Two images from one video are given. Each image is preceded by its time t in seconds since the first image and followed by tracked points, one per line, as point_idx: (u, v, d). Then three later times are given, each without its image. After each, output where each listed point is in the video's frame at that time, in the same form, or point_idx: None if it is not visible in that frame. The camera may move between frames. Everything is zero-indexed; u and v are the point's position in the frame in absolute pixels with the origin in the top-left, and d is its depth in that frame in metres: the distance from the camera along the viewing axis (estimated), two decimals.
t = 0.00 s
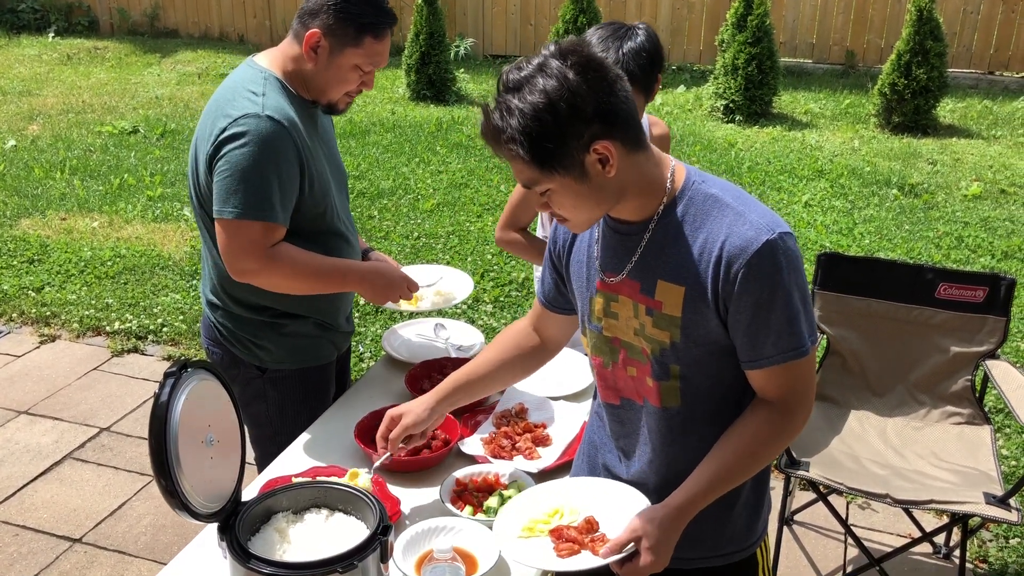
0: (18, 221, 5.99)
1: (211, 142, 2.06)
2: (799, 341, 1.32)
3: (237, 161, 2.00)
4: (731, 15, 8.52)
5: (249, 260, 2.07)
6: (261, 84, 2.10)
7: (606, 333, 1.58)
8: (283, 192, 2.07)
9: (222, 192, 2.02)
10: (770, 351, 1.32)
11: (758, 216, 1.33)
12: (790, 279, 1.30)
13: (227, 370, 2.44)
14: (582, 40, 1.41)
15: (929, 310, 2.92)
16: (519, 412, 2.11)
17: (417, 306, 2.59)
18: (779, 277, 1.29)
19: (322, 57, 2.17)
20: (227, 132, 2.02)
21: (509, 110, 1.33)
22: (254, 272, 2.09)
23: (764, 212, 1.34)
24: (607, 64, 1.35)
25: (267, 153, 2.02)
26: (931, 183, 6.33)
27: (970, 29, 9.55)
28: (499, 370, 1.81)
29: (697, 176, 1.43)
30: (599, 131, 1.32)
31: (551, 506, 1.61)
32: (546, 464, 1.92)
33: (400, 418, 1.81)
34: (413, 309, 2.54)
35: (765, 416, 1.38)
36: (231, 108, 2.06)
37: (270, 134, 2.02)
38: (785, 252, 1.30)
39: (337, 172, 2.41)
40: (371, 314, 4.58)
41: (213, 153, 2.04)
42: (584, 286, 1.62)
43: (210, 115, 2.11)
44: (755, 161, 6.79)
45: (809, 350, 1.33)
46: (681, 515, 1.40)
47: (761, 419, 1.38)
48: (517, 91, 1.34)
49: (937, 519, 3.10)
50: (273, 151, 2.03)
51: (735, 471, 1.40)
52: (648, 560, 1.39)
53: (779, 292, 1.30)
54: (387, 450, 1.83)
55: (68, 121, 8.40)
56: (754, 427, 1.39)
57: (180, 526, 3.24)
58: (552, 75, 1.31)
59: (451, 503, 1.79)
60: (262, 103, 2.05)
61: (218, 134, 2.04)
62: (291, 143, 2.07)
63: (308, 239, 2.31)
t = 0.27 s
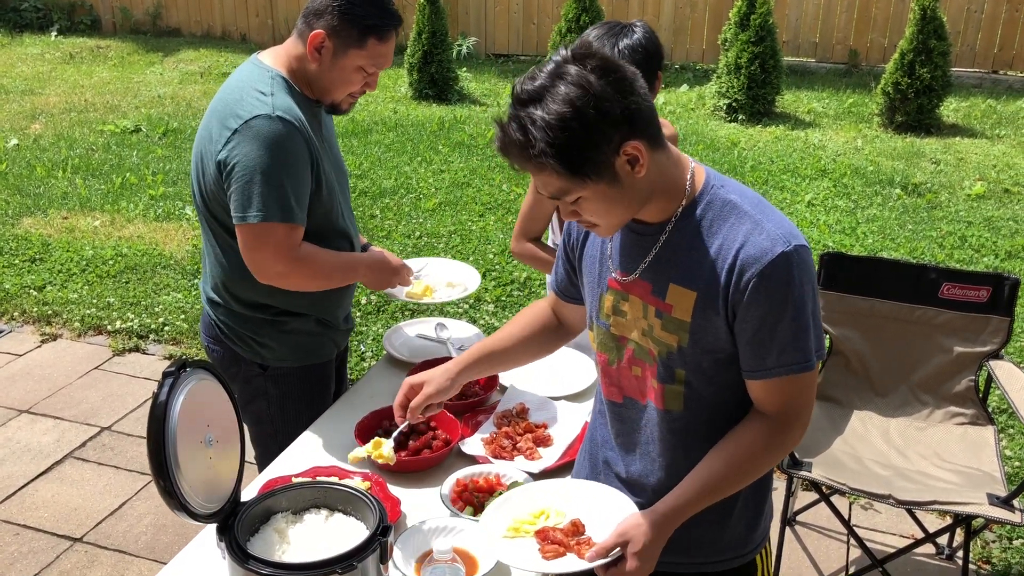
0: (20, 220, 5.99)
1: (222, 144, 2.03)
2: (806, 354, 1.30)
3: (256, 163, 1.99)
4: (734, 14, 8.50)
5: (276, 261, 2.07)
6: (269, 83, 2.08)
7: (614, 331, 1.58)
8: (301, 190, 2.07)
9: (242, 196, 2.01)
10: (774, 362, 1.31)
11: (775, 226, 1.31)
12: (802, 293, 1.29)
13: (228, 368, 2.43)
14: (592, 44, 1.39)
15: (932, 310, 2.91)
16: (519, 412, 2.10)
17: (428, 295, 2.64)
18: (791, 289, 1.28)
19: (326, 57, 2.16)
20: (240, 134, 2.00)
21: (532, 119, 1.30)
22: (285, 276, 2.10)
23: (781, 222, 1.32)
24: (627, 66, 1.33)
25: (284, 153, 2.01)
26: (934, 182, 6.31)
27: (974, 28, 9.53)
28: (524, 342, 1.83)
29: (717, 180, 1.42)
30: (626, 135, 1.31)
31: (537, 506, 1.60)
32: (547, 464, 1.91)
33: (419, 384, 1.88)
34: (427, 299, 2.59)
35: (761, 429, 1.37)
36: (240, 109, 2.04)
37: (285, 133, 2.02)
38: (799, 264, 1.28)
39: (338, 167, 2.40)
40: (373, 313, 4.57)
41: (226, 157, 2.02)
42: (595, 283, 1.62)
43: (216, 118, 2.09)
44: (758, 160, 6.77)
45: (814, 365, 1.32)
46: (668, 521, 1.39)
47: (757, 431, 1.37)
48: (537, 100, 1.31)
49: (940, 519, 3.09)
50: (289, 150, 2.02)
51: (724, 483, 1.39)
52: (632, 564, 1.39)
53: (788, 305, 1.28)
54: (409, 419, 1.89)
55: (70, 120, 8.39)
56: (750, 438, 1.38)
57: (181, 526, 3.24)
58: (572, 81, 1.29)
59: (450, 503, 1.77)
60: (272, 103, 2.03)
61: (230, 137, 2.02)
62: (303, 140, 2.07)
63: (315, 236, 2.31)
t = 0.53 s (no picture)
0: (24, 219, 6.00)
1: (237, 149, 2.02)
2: (812, 368, 1.30)
3: (278, 167, 2.00)
4: (737, 12, 8.48)
5: (313, 260, 2.11)
6: (275, 84, 2.06)
7: (621, 327, 1.59)
8: (321, 189, 2.09)
9: (267, 201, 2.02)
10: (779, 373, 1.31)
11: (792, 238, 1.30)
12: (814, 306, 1.28)
13: (232, 363, 2.43)
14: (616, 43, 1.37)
15: (935, 308, 2.89)
16: (521, 410, 2.10)
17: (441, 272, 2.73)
18: (803, 301, 1.27)
19: (323, 56, 2.15)
20: (256, 139, 2.00)
21: (562, 124, 1.28)
22: (328, 270, 2.16)
23: (799, 233, 1.31)
24: (652, 67, 1.32)
25: (302, 155, 2.02)
26: (939, 180, 6.29)
27: (979, 26, 9.49)
28: (576, 315, 1.92)
29: (737, 184, 1.41)
30: (656, 139, 1.30)
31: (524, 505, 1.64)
32: (549, 463, 1.90)
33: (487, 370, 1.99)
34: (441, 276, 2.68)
35: (760, 437, 1.37)
36: (250, 112, 2.02)
37: (301, 135, 2.02)
38: (814, 277, 1.28)
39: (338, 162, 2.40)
40: (376, 312, 4.57)
41: (243, 163, 2.02)
42: (608, 279, 1.64)
43: (225, 122, 2.07)
44: (762, 159, 6.75)
45: (819, 378, 1.32)
46: (662, 523, 1.39)
47: (755, 439, 1.37)
48: (565, 105, 1.29)
49: (945, 518, 3.08)
50: (307, 151, 2.03)
51: (717, 489, 1.39)
52: (625, 565, 1.38)
53: (799, 317, 1.28)
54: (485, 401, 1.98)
55: (74, 119, 8.40)
56: (746, 446, 1.38)
57: (184, 525, 3.24)
58: (601, 86, 1.27)
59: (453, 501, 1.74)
60: (284, 104, 2.02)
61: (245, 144, 2.01)
62: (316, 139, 2.07)
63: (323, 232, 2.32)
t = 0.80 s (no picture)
0: (30, 222, 6.03)
1: (246, 152, 2.02)
2: (825, 379, 1.30)
3: (289, 167, 2.01)
4: (741, 12, 8.47)
5: (325, 257, 2.13)
6: (279, 85, 2.07)
7: (637, 324, 1.61)
8: (330, 187, 2.11)
9: (279, 200, 2.04)
10: (793, 382, 1.31)
11: (814, 246, 1.29)
12: (831, 317, 1.27)
13: (238, 361, 2.42)
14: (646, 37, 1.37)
15: (938, 308, 2.89)
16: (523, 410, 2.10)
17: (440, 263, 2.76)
18: (821, 311, 1.27)
19: (322, 57, 2.16)
20: (264, 140, 2.00)
21: (593, 115, 1.28)
22: (343, 265, 2.18)
23: (821, 241, 1.31)
24: (682, 62, 1.32)
25: (312, 154, 2.03)
26: (943, 180, 6.27)
27: (983, 25, 9.47)
28: (602, 324, 1.90)
29: (763, 188, 1.40)
30: (686, 135, 1.29)
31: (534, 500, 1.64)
32: (552, 463, 1.91)
33: (532, 397, 1.80)
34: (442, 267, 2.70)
35: (769, 445, 1.37)
36: (257, 114, 2.02)
37: (310, 134, 2.03)
38: (833, 287, 1.27)
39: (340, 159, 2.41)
40: (380, 312, 4.58)
41: (252, 164, 2.02)
42: (626, 276, 1.66)
43: (231, 124, 2.06)
44: (765, 159, 6.75)
45: (832, 390, 1.31)
46: (666, 524, 1.40)
47: (764, 446, 1.37)
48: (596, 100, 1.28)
49: (948, 517, 3.07)
50: (316, 150, 2.04)
51: (724, 494, 1.39)
52: (628, 563, 1.40)
53: (817, 325, 1.27)
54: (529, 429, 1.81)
55: (79, 122, 8.44)
56: (755, 452, 1.38)
57: (188, 525, 3.25)
58: (634, 79, 1.27)
59: (456, 501, 1.76)
60: (290, 105, 2.03)
61: (253, 146, 2.01)
62: (324, 138, 2.09)
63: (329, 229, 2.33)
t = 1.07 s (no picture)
0: (35, 225, 6.05)
1: (249, 150, 2.03)
2: (857, 392, 1.29)
3: (289, 165, 2.02)
4: (744, 13, 8.46)
5: (331, 252, 2.14)
6: (280, 84, 2.07)
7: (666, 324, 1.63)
8: (335, 185, 2.12)
9: (281, 197, 2.04)
10: (823, 394, 1.30)
11: (852, 257, 1.29)
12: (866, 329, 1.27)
13: (245, 360, 2.43)
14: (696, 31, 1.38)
15: (941, 307, 2.88)
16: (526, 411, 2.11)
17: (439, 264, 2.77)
18: (856, 323, 1.26)
19: (322, 56, 2.17)
20: (267, 139, 2.01)
21: (638, 105, 1.28)
22: (344, 262, 2.17)
23: (859, 252, 1.30)
24: (729, 56, 1.32)
25: (317, 151, 2.05)
26: (947, 180, 6.26)
27: (987, 25, 9.44)
28: (632, 312, 1.89)
29: (804, 196, 1.40)
30: (732, 130, 1.29)
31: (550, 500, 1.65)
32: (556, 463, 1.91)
33: (554, 377, 1.81)
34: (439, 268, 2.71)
35: (796, 455, 1.37)
36: (259, 113, 2.02)
37: (314, 133, 2.04)
38: (870, 299, 1.26)
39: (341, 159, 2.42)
40: (384, 314, 4.58)
41: (256, 162, 2.03)
42: (658, 273, 1.68)
43: (234, 122, 2.07)
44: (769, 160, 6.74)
45: (863, 403, 1.31)
46: (687, 529, 1.40)
47: (790, 455, 1.37)
48: (642, 88, 1.28)
49: (953, 517, 3.06)
50: (320, 149, 2.06)
51: (749, 502, 1.39)
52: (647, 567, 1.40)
53: (851, 337, 1.27)
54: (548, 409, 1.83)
55: (84, 126, 8.46)
56: (781, 461, 1.37)
57: (193, 527, 3.26)
58: (683, 69, 1.27)
59: (457, 501, 1.77)
60: (293, 104, 2.04)
61: (255, 145, 2.02)
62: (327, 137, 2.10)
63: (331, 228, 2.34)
